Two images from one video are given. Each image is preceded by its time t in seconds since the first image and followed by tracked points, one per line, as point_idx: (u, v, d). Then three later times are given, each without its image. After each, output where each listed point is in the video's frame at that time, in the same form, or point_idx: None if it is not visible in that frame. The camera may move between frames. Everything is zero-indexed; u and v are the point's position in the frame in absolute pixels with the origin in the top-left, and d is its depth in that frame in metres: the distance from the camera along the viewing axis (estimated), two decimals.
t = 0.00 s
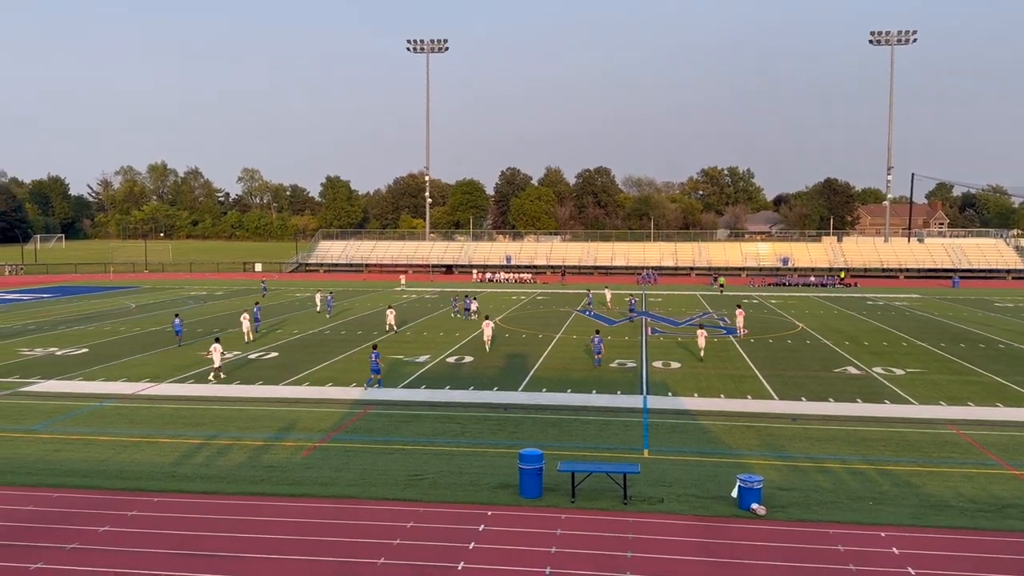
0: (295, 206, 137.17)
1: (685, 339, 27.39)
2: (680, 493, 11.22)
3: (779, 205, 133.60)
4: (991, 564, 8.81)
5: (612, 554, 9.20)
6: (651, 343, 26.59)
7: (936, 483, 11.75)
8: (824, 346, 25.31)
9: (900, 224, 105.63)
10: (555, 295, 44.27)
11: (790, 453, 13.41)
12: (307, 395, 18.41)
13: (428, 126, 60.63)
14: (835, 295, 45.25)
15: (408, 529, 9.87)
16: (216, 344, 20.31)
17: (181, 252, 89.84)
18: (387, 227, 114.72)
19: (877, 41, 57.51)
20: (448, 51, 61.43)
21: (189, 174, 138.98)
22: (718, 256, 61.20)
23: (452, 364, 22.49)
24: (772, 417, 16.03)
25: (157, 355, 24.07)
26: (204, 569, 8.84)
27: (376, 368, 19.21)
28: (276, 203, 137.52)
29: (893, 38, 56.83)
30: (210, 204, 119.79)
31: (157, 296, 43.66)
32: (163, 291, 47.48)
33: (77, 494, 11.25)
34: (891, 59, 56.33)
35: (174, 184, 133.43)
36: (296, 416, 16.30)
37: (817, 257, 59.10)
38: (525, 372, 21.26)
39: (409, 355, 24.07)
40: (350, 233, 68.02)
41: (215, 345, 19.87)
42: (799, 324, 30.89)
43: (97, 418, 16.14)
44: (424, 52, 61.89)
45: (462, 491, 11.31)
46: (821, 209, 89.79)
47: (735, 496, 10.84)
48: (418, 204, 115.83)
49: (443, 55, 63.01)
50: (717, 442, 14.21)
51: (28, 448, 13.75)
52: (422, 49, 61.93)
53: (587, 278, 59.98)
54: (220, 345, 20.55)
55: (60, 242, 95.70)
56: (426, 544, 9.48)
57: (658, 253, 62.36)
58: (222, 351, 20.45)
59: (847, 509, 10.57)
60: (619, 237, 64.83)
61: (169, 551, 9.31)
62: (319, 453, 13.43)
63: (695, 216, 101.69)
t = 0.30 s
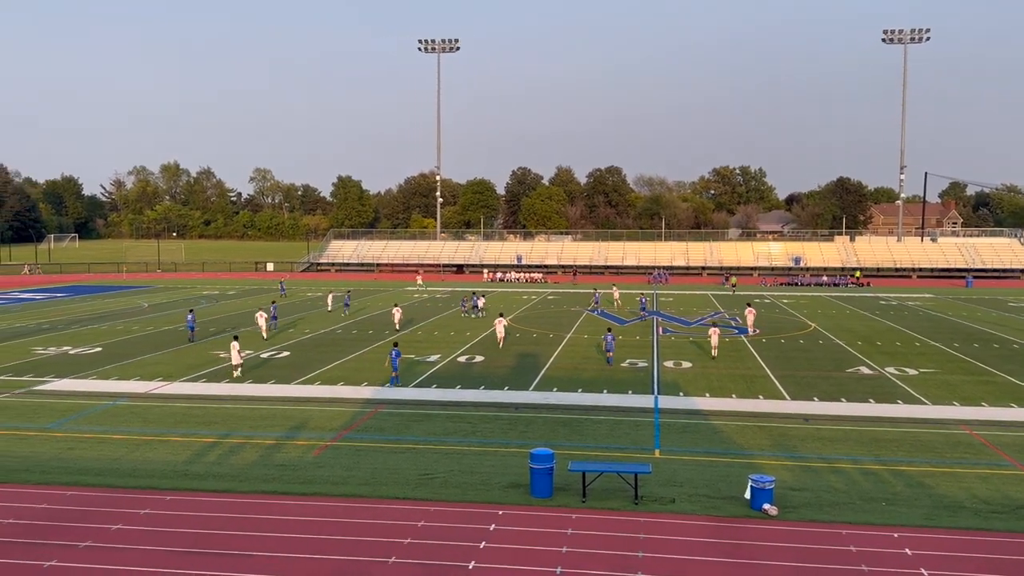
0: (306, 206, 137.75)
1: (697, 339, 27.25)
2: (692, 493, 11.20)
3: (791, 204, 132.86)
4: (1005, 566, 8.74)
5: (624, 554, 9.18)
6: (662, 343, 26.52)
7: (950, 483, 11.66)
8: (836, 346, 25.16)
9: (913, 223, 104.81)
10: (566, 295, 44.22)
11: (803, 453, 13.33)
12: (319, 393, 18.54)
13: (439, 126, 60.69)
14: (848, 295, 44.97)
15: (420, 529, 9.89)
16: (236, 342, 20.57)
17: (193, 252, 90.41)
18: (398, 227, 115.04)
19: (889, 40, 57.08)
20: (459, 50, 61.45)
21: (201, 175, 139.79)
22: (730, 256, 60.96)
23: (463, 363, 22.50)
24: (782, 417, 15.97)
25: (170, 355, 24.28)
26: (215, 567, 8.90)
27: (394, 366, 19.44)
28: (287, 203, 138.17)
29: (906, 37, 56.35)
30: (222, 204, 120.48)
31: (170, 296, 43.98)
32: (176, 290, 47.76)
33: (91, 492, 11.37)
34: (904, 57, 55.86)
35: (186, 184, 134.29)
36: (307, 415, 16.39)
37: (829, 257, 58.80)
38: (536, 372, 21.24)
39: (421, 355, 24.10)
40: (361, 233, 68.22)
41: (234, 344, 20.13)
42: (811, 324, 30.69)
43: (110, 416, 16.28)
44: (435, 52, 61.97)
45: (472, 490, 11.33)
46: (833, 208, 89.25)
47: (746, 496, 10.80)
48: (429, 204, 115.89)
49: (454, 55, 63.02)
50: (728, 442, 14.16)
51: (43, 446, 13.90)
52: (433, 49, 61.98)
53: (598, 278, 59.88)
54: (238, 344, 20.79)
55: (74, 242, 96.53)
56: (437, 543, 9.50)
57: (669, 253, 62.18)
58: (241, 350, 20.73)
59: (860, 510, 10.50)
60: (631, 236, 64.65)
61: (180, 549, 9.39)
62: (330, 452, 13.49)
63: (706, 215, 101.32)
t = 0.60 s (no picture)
0: (315, 206, 138.16)
1: (705, 338, 27.14)
2: (700, 493, 11.17)
3: (801, 204, 132.17)
4: (1014, 567, 8.69)
5: (631, 554, 9.17)
6: (670, 343, 26.45)
7: (960, 484, 11.60)
8: (846, 346, 25.02)
9: (923, 223, 104.15)
10: (574, 294, 44.16)
11: (811, 453, 13.27)
12: (327, 393, 18.58)
13: (447, 126, 60.82)
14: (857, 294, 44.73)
15: (428, 528, 9.91)
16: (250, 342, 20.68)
17: (201, 251, 90.76)
18: (406, 227, 115.30)
19: (899, 39, 56.80)
20: (467, 50, 61.52)
21: (210, 174, 140.38)
22: (738, 255, 60.76)
23: (471, 363, 22.50)
24: (791, 417, 15.91)
25: (179, 354, 24.40)
26: (225, 565, 8.95)
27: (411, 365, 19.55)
28: (296, 202, 138.62)
29: (916, 35, 56.07)
30: (231, 204, 121.00)
31: (179, 295, 44.24)
32: (185, 290, 48.02)
33: (101, 491, 11.44)
34: (914, 56, 55.56)
35: (196, 184, 134.94)
36: (316, 414, 16.44)
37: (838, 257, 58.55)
38: (543, 372, 21.21)
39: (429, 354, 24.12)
40: (369, 232, 68.34)
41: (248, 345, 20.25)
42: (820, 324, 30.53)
43: (120, 416, 16.37)
44: (443, 52, 62.05)
45: (481, 490, 11.35)
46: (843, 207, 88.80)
47: (755, 496, 10.77)
48: (437, 204, 115.97)
49: (462, 54, 63.02)
50: (737, 442, 14.12)
51: (53, 445, 13.99)
52: (441, 49, 62.06)
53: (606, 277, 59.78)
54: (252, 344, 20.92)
55: (84, 241, 97.11)
56: (445, 542, 9.52)
57: (677, 253, 62.01)
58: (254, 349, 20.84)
59: (869, 510, 10.45)
60: (639, 236, 64.48)
61: (190, 548, 9.43)
62: (339, 451, 13.53)
63: (715, 215, 100.97)
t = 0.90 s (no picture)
0: (320, 206, 138.40)
1: (710, 338, 27.07)
2: (706, 493, 11.15)
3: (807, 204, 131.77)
4: (1020, 568, 8.65)
5: (636, 555, 9.14)
6: (676, 342, 26.39)
7: (966, 484, 11.54)
8: (852, 346, 24.91)
9: (929, 223, 103.75)
10: (579, 294, 44.10)
11: (817, 454, 13.23)
12: (332, 393, 18.59)
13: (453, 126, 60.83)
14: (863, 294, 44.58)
15: (433, 528, 9.93)
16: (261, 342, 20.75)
17: (206, 251, 90.91)
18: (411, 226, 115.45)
19: (905, 38, 56.58)
20: (473, 50, 61.55)
21: (216, 174, 140.72)
22: (744, 255, 60.63)
23: (476, 363, 22.48)
24: (797, 417, 15.85)
25: (184, 354, 24.43)
26: (229, 565, 8.97)
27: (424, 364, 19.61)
28: (301, 202, 138.88)
29: (922, 34, 55.85)
30: (236, 203, 121.29)
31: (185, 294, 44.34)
32: (190, 290, 48.14)
33: (107, 490, 11.48)
34: (920, 55, 55.30)
35: (201, 184, 135.36)
36: (321, 414, 16.47)
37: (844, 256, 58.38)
38: (548, 372, 21.18)
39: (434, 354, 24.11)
40: (374, 232, 68.39)
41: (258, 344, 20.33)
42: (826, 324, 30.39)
43: (126, 415, 16.41)
44: (449, 52, 62.09)
45: (486, 490, 11.35)
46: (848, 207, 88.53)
47: (760, 496, 10.75)
48: (442, 203, 116.00)
49: (468, 54, 62.97)
50: (742, 442, 14.08)
51: (60, 445, 14.05)
52: (447, 48, 62.07)
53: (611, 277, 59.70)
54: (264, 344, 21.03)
55: (91, 241, 97.46)
56: (450, 542, 9.52)
57: (683, 252, 61.89)
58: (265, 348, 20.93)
59: (875, 510, 10.42)
60: (644, 236, 64.33)
61: (195, 548, 9.45)
62: (343, 451, 13.55)
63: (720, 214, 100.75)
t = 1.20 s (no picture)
0: (323, 206, 138.54)
1: (713, 338, 27.04)
2: (708, 493, 11.14)
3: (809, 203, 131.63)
4: None
5: (639, 555, 9.14)
6: (678, 342, 26.38)
7: (969, 484, 11.53)
8: (855, 346, 24.86)
9: (931, 223, 103.61)
10: (581, 294, 44.08)
11: (820, 453, 13.21)
12: (335, 392, 18.62)
13: (455, 126, 60.92)
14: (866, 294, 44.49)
15: (436, 527, 9.94)
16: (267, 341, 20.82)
17: (208, 251, 91.03)
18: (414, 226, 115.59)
19: (907, 37, 56.53)
20: (474, 50, 61.59)
21: (219, 175, 140.89)
22: (747, 255, 60.58)
23: (478, 363, 22.50)
24: (800, 417, 15.83)
25: (186, 353, 24.53)
26: (232, 566, 8.98)
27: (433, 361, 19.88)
28: (304, 202, 139.01)
29: (925, 34, 55.75)
30: (239, 204, 121.45)
31: (187, 295, 44.43)
32: (193, 290, 48.26)
33: (111, 491, 11.49)
34: (923, 54, 55.20)
35: (204, 184, 135.58)
36: (324, 414, 16.48)
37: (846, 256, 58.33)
38: (550, 372, 21.18)
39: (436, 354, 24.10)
40: (376, 232, 68.44)
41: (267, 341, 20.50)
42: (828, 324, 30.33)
43: (129, 415, 16.45)
44: (451, 52, 62.12)
45: (489, 490, 11.37)
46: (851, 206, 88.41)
47: (763, 496, 10.75)
48: (444, 204, 116.06)
49: (469, 53, 62.95)
50: (745, 442, 14.07)
51: (63, 444, 14.08)
52: (449, 48, 62.08)
53: (614, 277, 59.67)
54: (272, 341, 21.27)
55: (94, 241, 97.62)
56: (453, 542, 9.52)
57: (685, 253, 61.85)
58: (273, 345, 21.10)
59: (877, 510, 10.40)
60: (646, 236, 64.31)
61: (198, 547, 9.47)
62: (345, 451, 13.56)
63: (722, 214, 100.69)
